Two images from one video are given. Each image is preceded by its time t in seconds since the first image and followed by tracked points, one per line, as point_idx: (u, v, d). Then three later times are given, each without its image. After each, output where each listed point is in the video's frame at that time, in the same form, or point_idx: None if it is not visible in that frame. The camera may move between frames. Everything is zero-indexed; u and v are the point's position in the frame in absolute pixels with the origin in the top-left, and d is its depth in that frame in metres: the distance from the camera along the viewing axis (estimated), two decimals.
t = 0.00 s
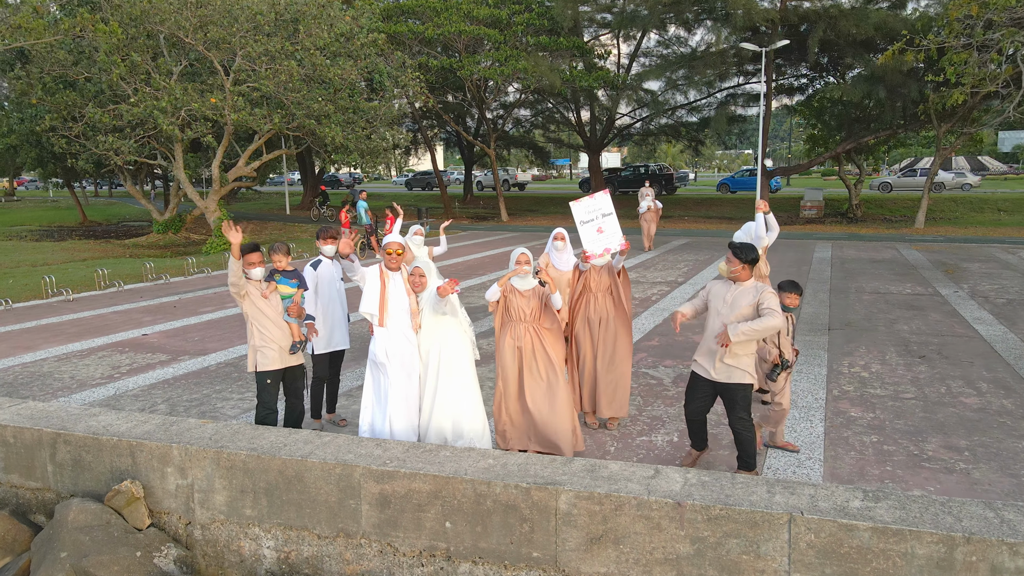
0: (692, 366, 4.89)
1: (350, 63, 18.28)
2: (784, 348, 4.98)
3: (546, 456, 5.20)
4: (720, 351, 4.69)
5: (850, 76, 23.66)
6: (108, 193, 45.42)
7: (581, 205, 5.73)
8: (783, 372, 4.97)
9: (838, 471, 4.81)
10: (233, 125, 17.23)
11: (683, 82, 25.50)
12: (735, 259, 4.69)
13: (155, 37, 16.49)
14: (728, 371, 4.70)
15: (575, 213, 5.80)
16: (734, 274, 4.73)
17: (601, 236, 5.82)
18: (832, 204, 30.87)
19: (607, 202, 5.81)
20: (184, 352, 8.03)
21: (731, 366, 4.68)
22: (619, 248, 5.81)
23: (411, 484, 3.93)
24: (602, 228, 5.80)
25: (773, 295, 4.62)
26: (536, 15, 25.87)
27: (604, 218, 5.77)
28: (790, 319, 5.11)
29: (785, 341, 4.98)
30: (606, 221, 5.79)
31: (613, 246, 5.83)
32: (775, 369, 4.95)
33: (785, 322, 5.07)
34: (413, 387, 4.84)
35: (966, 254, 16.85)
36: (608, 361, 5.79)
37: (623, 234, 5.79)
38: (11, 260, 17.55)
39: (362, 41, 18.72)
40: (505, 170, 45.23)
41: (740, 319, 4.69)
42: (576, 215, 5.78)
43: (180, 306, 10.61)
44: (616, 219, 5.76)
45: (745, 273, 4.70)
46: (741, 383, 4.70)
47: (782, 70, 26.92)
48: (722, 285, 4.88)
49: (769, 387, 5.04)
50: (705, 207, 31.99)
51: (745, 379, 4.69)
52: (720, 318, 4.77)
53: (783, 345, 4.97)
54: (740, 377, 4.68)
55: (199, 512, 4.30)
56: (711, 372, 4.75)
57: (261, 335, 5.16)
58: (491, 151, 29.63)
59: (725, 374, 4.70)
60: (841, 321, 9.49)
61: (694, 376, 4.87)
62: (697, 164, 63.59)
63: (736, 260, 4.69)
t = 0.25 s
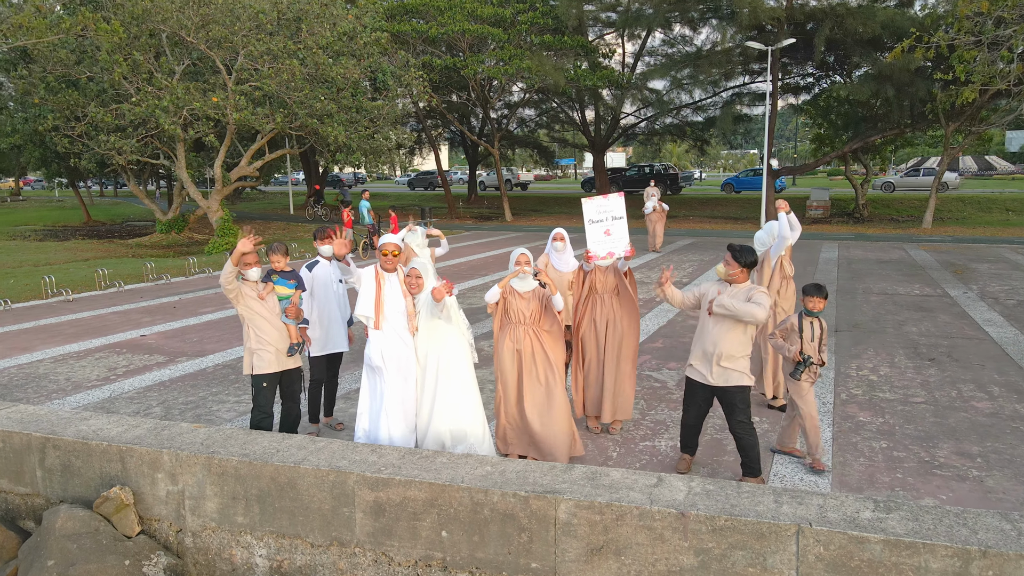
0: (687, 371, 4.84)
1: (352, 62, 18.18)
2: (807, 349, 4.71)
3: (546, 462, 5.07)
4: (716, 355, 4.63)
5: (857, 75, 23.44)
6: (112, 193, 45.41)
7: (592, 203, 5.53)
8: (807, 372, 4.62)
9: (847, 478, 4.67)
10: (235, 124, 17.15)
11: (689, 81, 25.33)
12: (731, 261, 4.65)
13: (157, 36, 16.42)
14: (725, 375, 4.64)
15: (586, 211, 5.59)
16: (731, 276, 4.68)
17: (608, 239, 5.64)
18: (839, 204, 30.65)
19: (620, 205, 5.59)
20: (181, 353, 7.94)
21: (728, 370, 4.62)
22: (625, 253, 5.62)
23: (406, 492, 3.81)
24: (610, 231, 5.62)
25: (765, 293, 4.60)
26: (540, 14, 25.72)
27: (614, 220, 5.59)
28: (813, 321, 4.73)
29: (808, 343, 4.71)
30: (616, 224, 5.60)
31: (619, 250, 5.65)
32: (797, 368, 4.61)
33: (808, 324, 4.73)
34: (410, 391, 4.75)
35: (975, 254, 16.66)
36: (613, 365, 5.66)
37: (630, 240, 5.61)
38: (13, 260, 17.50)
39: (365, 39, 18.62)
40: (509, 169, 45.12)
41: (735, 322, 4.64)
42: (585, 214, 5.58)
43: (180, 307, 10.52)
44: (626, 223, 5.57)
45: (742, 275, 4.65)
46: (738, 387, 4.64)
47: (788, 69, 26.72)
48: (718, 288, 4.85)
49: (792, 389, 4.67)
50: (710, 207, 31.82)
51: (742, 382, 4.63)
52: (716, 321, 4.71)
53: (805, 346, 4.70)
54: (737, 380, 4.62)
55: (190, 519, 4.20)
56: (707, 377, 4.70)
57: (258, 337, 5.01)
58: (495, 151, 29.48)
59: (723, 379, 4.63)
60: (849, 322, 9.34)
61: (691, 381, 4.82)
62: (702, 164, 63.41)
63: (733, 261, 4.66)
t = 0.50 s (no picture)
0: (676, 372, 4.78)
1: (354, 61, 18.10)
2: (833, 360, 4.58)
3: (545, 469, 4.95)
4: (703, 355, 4.57)
5: (863, 74, 23.27)
6: (116, 193, 45.44)
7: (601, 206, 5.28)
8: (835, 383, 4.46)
9: (856, 485, 4.54)
10: (237, 124, 17.09)
11: (693, 80, 25.18)
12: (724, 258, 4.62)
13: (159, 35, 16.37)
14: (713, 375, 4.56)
15: (594, 212, 5.35)
16: (721, 274, 4.63)
17: (613, 244, 5.40)
18: (845, 204, 30.47)
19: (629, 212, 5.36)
20: (179, 354, 7.85)
21: (717, 370, 4.56)
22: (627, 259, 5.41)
23: (400, 499, 3.70)
24: (616, 236, 5.39)
25: (753, 294, 4.55)
26: (544, 13, 25.59)
27: (620, 226, 5.34)
28: (838, 328, 4.60)
29: (834, 352, 4.58)
30: (623, 230, 5.35)
31: (622, 257, 5.43)
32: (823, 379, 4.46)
33: (833, 333, 4.60)
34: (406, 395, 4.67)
35: (983, 254, 16.49)
36: (616, 368, 5.55)
37: (634, 248, 5.40)
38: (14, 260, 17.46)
39: (368, 38, 18.54)
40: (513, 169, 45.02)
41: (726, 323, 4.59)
42: (593, 214, 5.34)
43: (179, 308, 10.44)
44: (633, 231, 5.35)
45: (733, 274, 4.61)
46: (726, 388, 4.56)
47: (793, 68, 26.56)
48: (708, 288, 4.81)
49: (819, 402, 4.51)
50: (715, 207, 31.66)
51: (729, 383, 4.55)
52: (704, 321, 4.66)
53: (831, 356, 4.58)
54: (724, 381, 4.55)
55: (180, 525, 4.10)
56: (695, 377, 4.63)
57: (254, 339, 4.86)
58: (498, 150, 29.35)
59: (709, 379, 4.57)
60: (855, 324, 9.21)
61: (681, 381, 4.76)
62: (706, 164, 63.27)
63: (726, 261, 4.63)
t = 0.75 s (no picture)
0: (672, 372, 4.69)
1: (357, 60, 18.02)
2: (859, 369, 4.43)
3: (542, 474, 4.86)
4: (699, 355, 4.48)
5: (868, 73, 23.10)
6: (120, 193, 45.50)
7: (602, 204, 5.16)
8: (863, 394, 4.35)
9: (863, 492, 4.42)
10: (238, 123, 17.02)
11: (697, 79, 25.05)
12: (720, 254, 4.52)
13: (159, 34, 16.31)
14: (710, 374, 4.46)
15: (596, 212, 5.24)
16: (718, 270, 4.53)
17: (616, 244, 5.21)
18: (850, 204, 30.28)
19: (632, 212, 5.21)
20: (176, 355, 7.76)
21: (713, 370, 4.45)
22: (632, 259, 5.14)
23: (393, 506, 3.60)
24: (619, 235, 5.21)
25: (746, 294, 4.47)
26: (547, 12, 25.50)
27: (623, 224, 5.17)
28: (865, 332, 4.45)
29: (860, 359, 4.43)
30: (625, 229, 5.17)
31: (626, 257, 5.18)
32: (850, 390, 4.35)
33: (859, 338, 4.45)
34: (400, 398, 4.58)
35: (990, 254, 16.33)
36: (617, 370, 5.45)
37: (638, 247, 5.17)
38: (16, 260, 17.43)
39: (371, 37, 18.45)
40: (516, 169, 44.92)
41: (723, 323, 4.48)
42: (595, 213, 5.23)
43: (178, 307, 10.37)
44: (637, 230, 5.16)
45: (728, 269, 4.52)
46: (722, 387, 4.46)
47: (798, 66, 26.39)
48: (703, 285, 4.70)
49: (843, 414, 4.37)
50: (719, 207, 31.51)
51: (725, 383, 4.45)
52: (698, 320, 4.55)
53: (857, 363, 4.43)
54: (719, 381, 4.45)
55: (169, 532, 4.00)
56: (690, 376, 4.54)
57: (247, 340, 4.76)
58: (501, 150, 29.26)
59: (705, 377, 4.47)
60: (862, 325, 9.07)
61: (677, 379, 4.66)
62: (711, 164, 63.09)
63: (723, 257, 4.51)
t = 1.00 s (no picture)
0: (672, 373, 4.57)
1: (358, 58, 17.90)
2: (889, 378, 4.22)
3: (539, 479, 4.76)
4: (701, 356, 4.37)
5: (874, 71, 22.91)
6: (123, 192, 45.53)
7: (600, 200, 5.15)
8: (891, 406, 4.17)
9: (871, 498, 4.30)
10: (239, 122, 16.93)
11: (701, 78, 24.92)
12: (716, 250, 4.42)
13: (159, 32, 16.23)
14: (710, 376, 4.35)
15: (592, 209, 5.21)
16: (717, 266, 4.42)
17: (614, 240, 5.18)
18: (855, 204, 30.10)
19: (630, 209, 5.23)
20: (171, 356, 7.67)
21: (714, 372, 4.34)
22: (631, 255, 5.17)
23: (386, 512, 3.50)
24: (617, 231, 5.18)
25: (748, 290, 4.37)
26: (551, 10, 25.37)
27: (620, 220, 5.18)
28: (896, 338, 4.25)
29: (892, 366, 4.23)
30: (623, 226, 5.18)
31: (623, 254, 5.18)
32: (877, 401, 4.15)
33: (890, 344, 4.25)
34: (395, 401, 4.48)
35: (997, 254, 16.16)
36: (618, 373, 5.35)
37: (636, 243, 5.18)
38: (17, 260, 17.37)
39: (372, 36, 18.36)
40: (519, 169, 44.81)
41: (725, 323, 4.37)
42: (593, 210, 5.19)
43: (177, 307, 10.29)
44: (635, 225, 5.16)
45: (726, 265, 4.42)
46: (723, 389, 4.34)
47: (803, 65, 26.22)
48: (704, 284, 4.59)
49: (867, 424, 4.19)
50: (723, 207, 31.36)
51: (726, 386, 4.33)
52: (700, 320, 4.44)
53: (888, 371, 4.23)
54: (721, 384, 4.33)
55: (157, 537, 3.91)
56: (691, 378, 4.43)
57: (239, 342, 4.68)
58: (504, 150, 29.14)
59: (705, 379, 4.36)
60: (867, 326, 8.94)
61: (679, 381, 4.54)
62: (715, 164, 62.97)
63: (722, 255, 4.41)
